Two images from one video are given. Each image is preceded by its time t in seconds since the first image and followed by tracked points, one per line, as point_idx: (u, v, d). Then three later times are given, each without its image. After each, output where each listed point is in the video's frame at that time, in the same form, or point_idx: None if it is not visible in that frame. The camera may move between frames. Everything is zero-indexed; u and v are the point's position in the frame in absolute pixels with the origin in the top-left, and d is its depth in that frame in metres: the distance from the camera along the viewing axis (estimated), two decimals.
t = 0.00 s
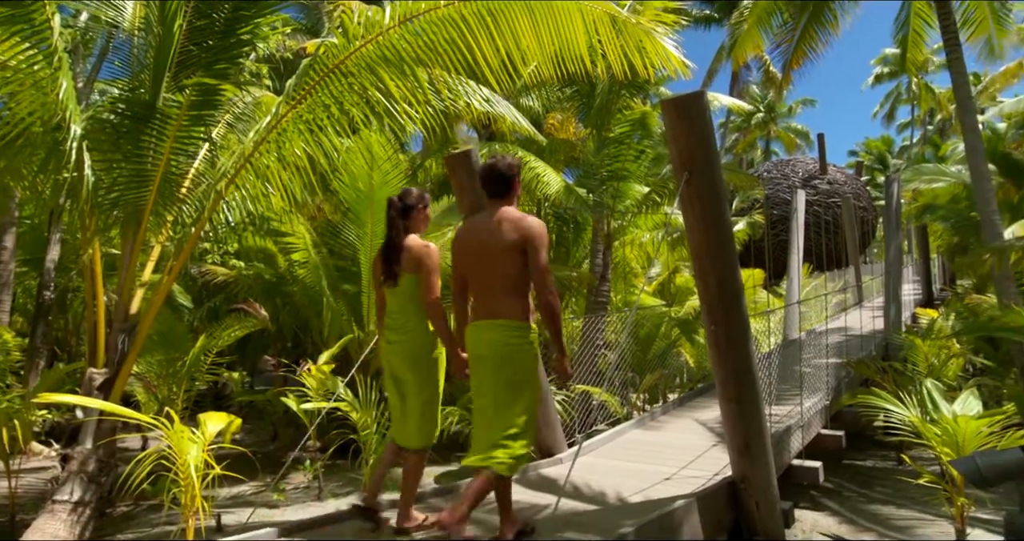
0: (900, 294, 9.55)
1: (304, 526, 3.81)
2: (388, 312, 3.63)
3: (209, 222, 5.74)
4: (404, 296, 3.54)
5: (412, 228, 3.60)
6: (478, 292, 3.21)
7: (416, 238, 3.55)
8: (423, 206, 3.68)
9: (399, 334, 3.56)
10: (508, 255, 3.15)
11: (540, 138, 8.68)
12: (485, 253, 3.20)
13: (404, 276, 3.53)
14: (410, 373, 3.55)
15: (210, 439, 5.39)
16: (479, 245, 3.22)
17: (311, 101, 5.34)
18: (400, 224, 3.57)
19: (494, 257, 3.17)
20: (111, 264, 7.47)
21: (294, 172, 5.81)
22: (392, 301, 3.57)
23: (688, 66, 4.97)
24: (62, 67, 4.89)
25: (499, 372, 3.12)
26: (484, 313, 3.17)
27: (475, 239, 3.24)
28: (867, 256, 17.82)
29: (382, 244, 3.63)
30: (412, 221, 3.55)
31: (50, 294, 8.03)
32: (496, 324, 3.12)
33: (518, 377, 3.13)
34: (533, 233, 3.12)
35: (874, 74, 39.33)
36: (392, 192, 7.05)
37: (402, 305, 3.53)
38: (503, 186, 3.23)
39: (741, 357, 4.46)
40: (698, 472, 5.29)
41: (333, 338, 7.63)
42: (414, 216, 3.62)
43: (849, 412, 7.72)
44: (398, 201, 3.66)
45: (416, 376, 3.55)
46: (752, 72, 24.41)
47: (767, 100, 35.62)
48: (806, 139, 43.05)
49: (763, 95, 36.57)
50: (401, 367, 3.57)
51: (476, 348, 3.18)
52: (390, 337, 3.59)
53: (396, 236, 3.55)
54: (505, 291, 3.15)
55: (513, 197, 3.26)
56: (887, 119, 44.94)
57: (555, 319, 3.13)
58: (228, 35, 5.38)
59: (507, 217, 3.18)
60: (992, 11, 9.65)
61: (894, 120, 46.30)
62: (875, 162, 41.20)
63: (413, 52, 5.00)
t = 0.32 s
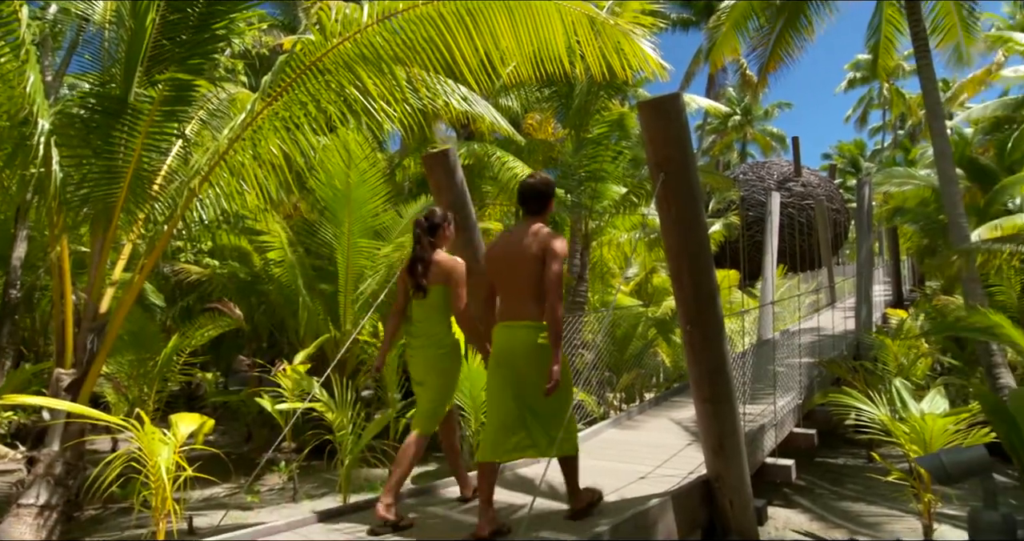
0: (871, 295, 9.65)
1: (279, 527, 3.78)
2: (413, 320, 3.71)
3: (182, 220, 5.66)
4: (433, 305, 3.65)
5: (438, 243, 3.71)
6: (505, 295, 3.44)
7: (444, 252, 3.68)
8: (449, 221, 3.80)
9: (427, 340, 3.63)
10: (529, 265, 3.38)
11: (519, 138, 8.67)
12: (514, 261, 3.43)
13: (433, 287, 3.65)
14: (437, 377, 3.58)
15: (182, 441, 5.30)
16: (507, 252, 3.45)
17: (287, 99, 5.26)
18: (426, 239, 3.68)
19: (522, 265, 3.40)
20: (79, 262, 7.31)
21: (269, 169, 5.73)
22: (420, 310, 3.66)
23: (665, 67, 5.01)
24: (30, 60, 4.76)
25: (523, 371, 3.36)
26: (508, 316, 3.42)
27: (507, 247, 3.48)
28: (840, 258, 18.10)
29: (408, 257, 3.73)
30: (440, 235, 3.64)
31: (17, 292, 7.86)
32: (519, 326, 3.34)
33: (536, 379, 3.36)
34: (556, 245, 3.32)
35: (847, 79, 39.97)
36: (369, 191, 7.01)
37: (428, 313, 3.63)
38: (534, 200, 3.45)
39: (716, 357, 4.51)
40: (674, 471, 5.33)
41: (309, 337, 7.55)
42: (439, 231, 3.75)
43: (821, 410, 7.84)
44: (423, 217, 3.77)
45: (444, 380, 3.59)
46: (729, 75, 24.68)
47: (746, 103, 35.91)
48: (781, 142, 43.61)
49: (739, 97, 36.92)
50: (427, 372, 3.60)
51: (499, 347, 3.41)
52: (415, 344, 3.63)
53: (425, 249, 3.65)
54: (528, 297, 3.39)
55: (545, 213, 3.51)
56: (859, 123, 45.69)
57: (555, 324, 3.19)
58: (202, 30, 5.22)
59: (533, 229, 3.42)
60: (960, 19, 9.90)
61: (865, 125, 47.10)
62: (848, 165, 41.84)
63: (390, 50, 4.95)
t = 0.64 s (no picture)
0: (844, 297, 9.79)
1: (254, 530, 3.73)
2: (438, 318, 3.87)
3: (153, 218, 5.56)
4: (454, 305, 3.79)
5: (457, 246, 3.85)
6: (536, 297, 3.67)
7: (466, 256, 3.81)
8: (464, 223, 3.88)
9: (448, 338, 3.81)
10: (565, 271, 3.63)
11: (498, 138, 8.67)
12: (546, 266, 3.67)
13: (453, 287, 3.77)
14: (461, 372, 3.81)
15: (153, 443, 5.21)
16: (539, 259, 3.69)
17: (263, 96, 5.17)
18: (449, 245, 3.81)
19: (554, 270, 3.63)
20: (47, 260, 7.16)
21: (244, 167, 5.63)
22: (442, 309, 3.81)
23: (643, 70, 5.03)
24: None
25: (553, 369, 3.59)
26: (541, 318, 3.63)
27: (538, 254, 3.72)
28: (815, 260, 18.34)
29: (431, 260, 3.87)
30: (463, 240, 3.77)
31: None
32: (553, 326, 3.57)
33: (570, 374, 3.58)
34: (589, 252, 3.62)
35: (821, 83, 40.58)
36: (347, 190, 6.96)
37: (453, 314, 3.78)
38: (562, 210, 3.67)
39: (690, 356, 4.55)
40: (650, 469, 5.36)
41: (284, 337, 7.46)
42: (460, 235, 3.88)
43: (794, 409, 7.95)
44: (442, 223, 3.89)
45: (467, 376, 3.82)
46: (706, 79, 24.93)
47: (721, 106, 36.28)
48: (757, 145, 44.09)
49: (714, 100, 37.30)
50: (451, 366, 3.82)
51: (531, 346, 3.65)
52: (439, 340, 3.82)
53: (447, 253, 3.80)
54: (559, 299, 3.63)
55: (572, 222, 3.76)
56: (833, 127, 46.39)
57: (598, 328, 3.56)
58: (176, 25, 5.11)
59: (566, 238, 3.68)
60: (930, 25, 10.17)
61: (838, 129, 47.80)
62: (822, 168, 42.39)
63: (369, 48, 4.89)
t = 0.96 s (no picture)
0: (824, 297, 9.90)
1: (235, 532, 3.70)
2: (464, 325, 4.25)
3: (132, 216, 5.49)
4: (478, 313, 4.18)
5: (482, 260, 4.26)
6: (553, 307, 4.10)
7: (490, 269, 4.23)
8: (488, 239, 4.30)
9: (477, 342, 4.18)
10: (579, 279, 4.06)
11: (483, 138, 8.66)
12: (560, 278, 4.11)
13: (477, 298, 4.17)
14: (487, 371, 4.18)
15: (131, 444, 5.14)
16: (555, 271, 4.13)
17: (245, 94, 5.11)
18: (475, 260, 4.22)
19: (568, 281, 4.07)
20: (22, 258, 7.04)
21: (225, 164, 5.56)
22: (468, 317, 4.21)
23: (627, 71, 5.03)
24: None
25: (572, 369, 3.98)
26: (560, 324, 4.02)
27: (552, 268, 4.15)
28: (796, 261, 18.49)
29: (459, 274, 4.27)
30: (485, 255, 4.19)
31: None
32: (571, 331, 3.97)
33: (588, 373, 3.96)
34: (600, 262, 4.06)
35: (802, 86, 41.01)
36: (329, 189, 6.91)
37: (478, 322, 4.18)
38: (569, 228, 4.08)
39: (673, 356, 4.56)
40: (633, 468, 5.36)
41: (266, 337, 7.40)
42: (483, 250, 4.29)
43: (775, 408, 8.02)
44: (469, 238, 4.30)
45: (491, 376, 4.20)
46: (690, 80, 25.10)
47: (703, 107, 36.49)
48: (739, 147, 44.40)
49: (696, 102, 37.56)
50: (478, 365, 4.20)
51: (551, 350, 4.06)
52: (466, 343, 4.19)
53: (472, 266, 4.21)
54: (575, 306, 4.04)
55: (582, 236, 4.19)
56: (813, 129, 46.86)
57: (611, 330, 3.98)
58: (155, 20, 4.99)
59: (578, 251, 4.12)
60: (908, 30, 10.32)
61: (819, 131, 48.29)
62: (803, 170, 42.77)
63: (352, 47, 4.84)
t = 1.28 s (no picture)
0: (810, 297, 9.98)
1: (220, 534, 3.67)
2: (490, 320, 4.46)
3: (115, 214, 5.43)
4: (510, 311, 4.40)
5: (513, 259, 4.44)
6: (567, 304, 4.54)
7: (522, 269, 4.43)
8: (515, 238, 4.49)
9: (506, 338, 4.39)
10: (590, 281, 4.51)
11: (471, 138, 8.65)
12: (576, 279, 4.53)
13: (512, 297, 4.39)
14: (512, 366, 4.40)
15: (115, 445, 5.08)
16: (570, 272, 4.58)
17: (231, 92, 5.06)
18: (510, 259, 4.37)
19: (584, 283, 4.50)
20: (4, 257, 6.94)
21: (211, 163, 5.51)
22: (499, 313, 4.40)
23: (615, 72, 5.02)
24: None
25: (584, 362, 4.49)
26: (572, 322, 4.52)
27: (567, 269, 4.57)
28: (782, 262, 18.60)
29: (494, 273, 4.41)
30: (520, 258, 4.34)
31: None
32: (581, 328, 4.47)
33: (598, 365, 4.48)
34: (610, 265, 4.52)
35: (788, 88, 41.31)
36: (316, 188, 6.87)
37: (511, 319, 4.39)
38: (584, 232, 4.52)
39: (659, 357, 4.57)
40: (620, 469, 5.30)
41: (252, 337, 7.35)
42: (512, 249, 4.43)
43: (762, 407, 8.06)
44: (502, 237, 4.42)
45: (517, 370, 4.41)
46: (678, 81, 25.20)
47: (689, 109, 36.65)
48: (725, 148, 44.63)
49: (685, 102, 37.68)
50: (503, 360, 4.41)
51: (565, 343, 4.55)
52: (493, 338, 4.41)
53: (509, 268, 4.36)
54: (588, 305, 4.53)
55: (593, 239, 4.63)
56: (800, 131, 47.19)
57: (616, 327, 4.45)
58: (140, 17, 4.87)
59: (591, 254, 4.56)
60: (893, 34, 10.44)
61: (805, 133, 48.64)
62: (789, 172, 43.07)
63: (339, 45, 4.80)
